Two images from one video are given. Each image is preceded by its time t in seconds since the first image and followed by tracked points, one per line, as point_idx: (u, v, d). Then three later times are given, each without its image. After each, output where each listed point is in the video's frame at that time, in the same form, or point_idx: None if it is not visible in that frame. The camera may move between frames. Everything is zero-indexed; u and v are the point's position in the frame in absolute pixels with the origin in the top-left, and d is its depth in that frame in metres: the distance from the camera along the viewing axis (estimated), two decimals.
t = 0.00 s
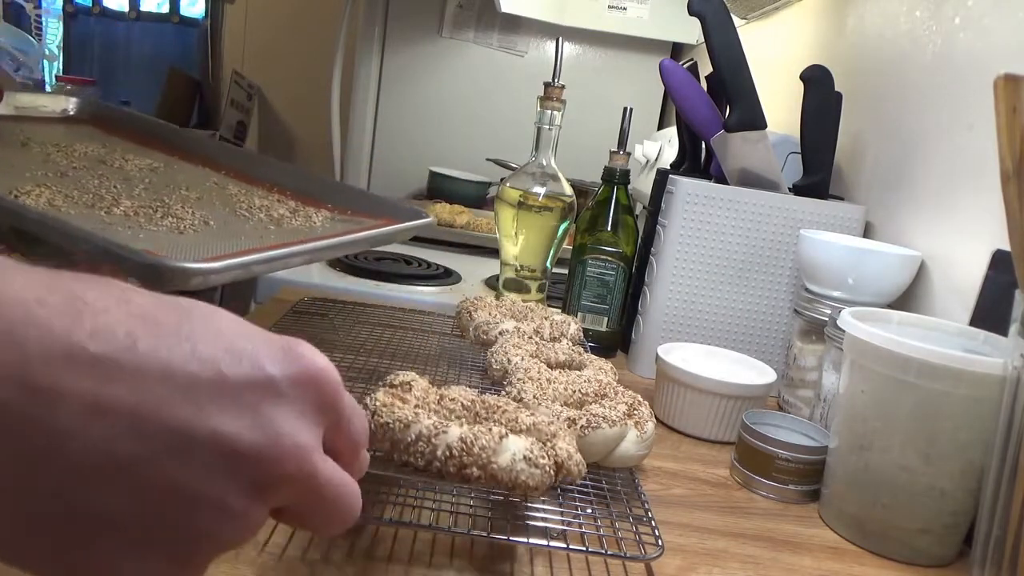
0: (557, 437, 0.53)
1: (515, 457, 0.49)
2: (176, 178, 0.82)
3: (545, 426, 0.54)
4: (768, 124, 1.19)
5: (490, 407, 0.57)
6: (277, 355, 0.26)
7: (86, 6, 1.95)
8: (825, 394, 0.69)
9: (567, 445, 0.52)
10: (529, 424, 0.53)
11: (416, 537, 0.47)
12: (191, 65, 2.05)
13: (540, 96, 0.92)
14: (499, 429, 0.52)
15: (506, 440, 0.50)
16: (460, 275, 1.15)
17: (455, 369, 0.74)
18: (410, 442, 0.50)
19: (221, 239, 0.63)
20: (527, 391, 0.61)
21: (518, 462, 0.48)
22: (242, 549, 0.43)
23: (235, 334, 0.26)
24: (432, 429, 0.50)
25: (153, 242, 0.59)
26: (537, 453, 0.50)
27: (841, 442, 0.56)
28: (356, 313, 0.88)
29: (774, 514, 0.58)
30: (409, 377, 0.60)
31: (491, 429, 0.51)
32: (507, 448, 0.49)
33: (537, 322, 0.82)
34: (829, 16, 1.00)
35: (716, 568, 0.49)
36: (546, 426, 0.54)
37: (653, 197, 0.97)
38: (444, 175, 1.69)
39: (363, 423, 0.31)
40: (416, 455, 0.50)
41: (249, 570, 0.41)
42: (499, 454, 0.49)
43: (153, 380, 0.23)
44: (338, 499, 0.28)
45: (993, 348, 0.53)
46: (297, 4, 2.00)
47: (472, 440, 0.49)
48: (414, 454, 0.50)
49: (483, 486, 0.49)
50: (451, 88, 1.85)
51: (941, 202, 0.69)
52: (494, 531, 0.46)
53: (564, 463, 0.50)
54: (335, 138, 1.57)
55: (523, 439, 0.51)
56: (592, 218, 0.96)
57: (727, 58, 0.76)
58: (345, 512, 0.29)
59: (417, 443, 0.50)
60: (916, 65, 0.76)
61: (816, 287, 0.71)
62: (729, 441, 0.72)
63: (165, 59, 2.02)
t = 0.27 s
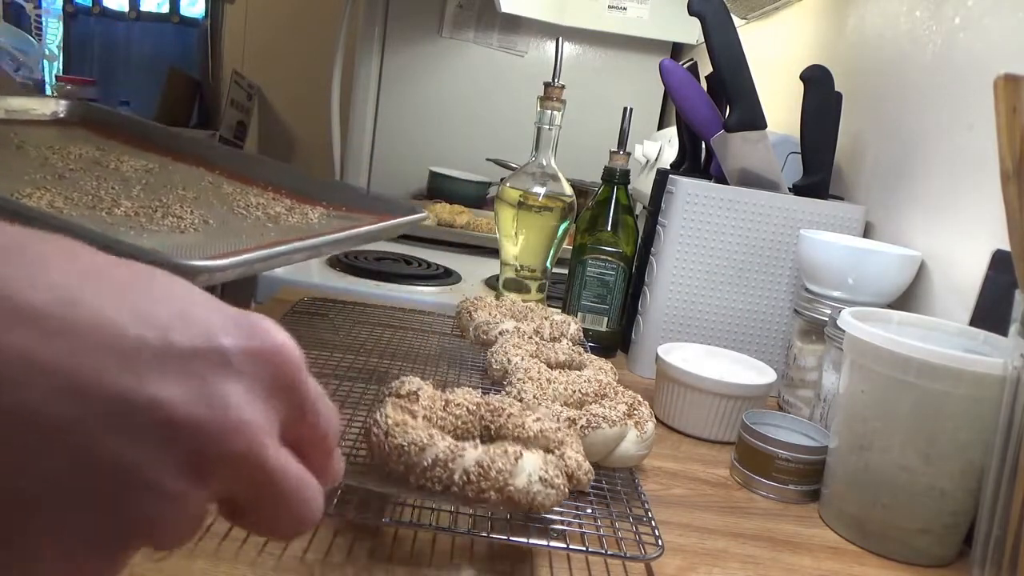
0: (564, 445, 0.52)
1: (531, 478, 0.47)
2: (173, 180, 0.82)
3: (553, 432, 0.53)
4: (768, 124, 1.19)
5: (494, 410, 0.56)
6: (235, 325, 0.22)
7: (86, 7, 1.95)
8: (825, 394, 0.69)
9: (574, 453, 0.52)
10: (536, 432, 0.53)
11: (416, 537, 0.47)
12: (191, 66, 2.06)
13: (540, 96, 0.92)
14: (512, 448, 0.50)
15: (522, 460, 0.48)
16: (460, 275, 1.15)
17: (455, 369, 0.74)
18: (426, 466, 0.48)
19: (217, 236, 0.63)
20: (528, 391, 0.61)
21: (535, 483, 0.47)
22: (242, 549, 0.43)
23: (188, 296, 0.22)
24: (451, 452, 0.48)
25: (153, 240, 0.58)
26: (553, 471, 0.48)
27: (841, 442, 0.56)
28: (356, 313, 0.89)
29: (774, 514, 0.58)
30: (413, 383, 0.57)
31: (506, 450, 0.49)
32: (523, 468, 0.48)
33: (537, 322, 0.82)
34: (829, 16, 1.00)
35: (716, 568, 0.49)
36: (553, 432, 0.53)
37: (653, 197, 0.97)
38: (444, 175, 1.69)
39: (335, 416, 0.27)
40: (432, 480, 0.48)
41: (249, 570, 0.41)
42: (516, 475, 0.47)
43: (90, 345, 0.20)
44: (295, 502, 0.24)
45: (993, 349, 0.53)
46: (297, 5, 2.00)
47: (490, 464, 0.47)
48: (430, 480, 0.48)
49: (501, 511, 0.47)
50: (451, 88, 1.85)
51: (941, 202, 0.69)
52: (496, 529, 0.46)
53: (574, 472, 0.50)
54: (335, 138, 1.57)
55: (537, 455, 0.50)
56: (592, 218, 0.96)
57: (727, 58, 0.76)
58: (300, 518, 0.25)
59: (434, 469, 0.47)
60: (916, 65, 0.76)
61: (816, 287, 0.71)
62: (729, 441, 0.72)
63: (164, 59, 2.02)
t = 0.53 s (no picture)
0: (564, 455, 0.52)
1: (532, 501, 0.45)
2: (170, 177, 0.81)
3: (554, 443, 0.53)
4: (768, 124, 1.19)
5: (495, 416, 0.57)
6: (90, 284, 0.22)
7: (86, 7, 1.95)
8: (825, 394, 0.69)
9: (576, 466, 0.50)
10: (536, 442, 0.53)
11: (415, 538, 0.47)
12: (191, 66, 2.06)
13: (540, 96, 0.92)
14: (512, 466, 0.48)
15: (524, 481, 0.46)
16: (460, 275, 1.15)
17: (455, 369, 0.74)
18: (429, 490, 0.46)
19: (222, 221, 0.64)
20: (528, 391, 0.61)
21: (537, 507, 0.45)
22: (242, 548, 0.43)
23: (45, 255, 0.22)
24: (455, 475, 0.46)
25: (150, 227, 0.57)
26: (556, 492, 0.46)
27: (841, 442, 0.56)
28: (356, 313, 0.89)
29: (774, 514, 0.58)
30: (413, 391, 0.57)
31: (507, 470, 0.47)
32: (525, 490, 0.46)
33: (537, 323, 0.82)
34: (830, 16, 1.00)
35: (716, 567, 0.49)
36: (555, 443, 0.53)
37: (653, 197, 0.97)
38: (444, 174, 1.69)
39: (226, 389, 0.26)
40: (435, 505, 0.46)
41: (249, 570, 0.41)
42: (519, 498, 0.45)
43: None
44: (176, 481, 0.23)
45: (994, 348, 0.53)
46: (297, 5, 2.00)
47: (492, 488, 0.45)
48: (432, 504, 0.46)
49: (504, 536, 0.45)
50: (452, 88, 1.85)
51: (941, 202, 0.69)
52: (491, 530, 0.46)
53: (575, 486, 0.49)
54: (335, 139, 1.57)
55: (539, 472, 0.48)
56: (592, 218, 0.96)
57: (727, 58, 0.76)
58: (194, 503, 0.24)
59: (435, 494, 0.46)
60: (916, 65, 0.76)
61: (816, 287, 0.71)
62: (729, 441, 0.72)
63: (165, 59, 2.02)
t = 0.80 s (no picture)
0: (558, 460, 0.51)
1: (512, 505, 0.44)
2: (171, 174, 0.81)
3: (548, 446, 0.52)
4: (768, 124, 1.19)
5: (493, 418, 0.57)
6: None
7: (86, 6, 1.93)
8: (825, 394, 0.69)
9: (567, 470, 0.49)
10: (529, 446, 0.52)
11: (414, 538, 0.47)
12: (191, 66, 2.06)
13: (540, 96, 0.92)
14: (494, 469, 0.47)
15: (504, 484, 0.45)
16: (460, 275, 1.15)
17: (455, 369, 0.74)
18: (407, 491, 0.45)
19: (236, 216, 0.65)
20: (528, 391, 0.61)
21: (515, 511, 0.44)
22: (242, 548, 0.43)
23: None
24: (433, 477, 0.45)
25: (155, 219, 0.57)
26: (537, 497, 0.45)
27: (842, 442, 0.56)
28: (356, 314, 0.89)
29: (774, 514, 0.58)
30: (408, 391, 0.57)
31: (487, 473, 0.46)
32: (505, 494, 0.44)
33: (537, 323, 0.82)
34: (830, 16, 1.00)
35: (716, 568, 0.49)
36: (548, 447, 0.52)
37: (653, 196, 0.97)
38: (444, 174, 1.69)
39: (142, 388, 0.27)
40: (412, 506, 0.45)
41: (248, 570, 0.41)
42: (497, 502, 0.44)
43: None
44: (78, 484, 0.24)
45: (993, 348, 0.53)
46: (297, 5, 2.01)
47: (469, 491, 0.44)
48: (410, 505, 0.45)
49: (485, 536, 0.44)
50: (451, 88, 1.85)
51: (941, 202, 0.69)
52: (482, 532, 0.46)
53: (564, 490, 0.47)
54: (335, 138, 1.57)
55: (523, 476, 0.46)
56: (592, 218, 0.96)
57: (727, 58, 0.76)
58: (101, 506, 0.25)
59: (413, 495, 0.45)
60: (916, 65, 0.76)
61: (816, 287, 0.71)
62: (729, 441, 0.72)
63: (165, 59, 2.00)
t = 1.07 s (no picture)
0: (558, 460, 0.51)
1: (512, 505, 0.44)
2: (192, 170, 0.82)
3: (548, 446, 0.52)
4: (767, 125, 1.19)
5: (493, 418, 0.56)
6: None
7: (86, 7, 1.93)
8: (825, 394, 0.68)
9: (568, 470, 0.49)
10: (529, 445, 0.52)
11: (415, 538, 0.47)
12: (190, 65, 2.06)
13: (540, 96, 0.92)
14: (494, 469, 0.47)
15: (504, 484, 0.45)
16: (460, 276, 1.15)
17: (455, 369, 0.74)
18: (407, 491, 0.46)
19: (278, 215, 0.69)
20: (527, 391, 0.61)
21: (515, 511, 0.44)
22: (242, 548, 0.43)
23: None
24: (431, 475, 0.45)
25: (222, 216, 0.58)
26: (537, 498, 0.45)
27: (842, 442, 0.56)
28: (356, 314, 0.89)
29: (774, 514, 0.58)
30: (408, 391, 0.57)
31: (487, 473, 0.45)
32: (505, 494, 0.44)
33: (537, 323, 0.82)
34: (830, 16, 1.00)
35: (716, 568, 0.49)
36: (549, 446, 0.52)
37: (653, 196, 0.97)
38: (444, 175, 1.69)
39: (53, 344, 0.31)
40: (412, 506, 0.45)
41: (249, 570, 0.41)
42: (497, 502, 0.44)
43: None
44: None
45: (993, 348, 0.53)
46: (297, 5, 2.02)
47: (469, 491, 0.44)
48: (410, 506, 0.45)
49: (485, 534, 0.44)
50: (451, 88, 1.85)
51: (941, 202, 0.69)
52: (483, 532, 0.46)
53: (564, 490, 0.47)
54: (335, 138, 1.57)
55: (523, 476, 0.46)
56: (592, 218, 0.96)
57: (727, 58, 0.76)
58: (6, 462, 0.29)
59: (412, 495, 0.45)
60: (916, 65, 0.76)
61: (816, 287, 0.71)
62: (729, 441, 0.72)
63: (165, 59, 2.00)
